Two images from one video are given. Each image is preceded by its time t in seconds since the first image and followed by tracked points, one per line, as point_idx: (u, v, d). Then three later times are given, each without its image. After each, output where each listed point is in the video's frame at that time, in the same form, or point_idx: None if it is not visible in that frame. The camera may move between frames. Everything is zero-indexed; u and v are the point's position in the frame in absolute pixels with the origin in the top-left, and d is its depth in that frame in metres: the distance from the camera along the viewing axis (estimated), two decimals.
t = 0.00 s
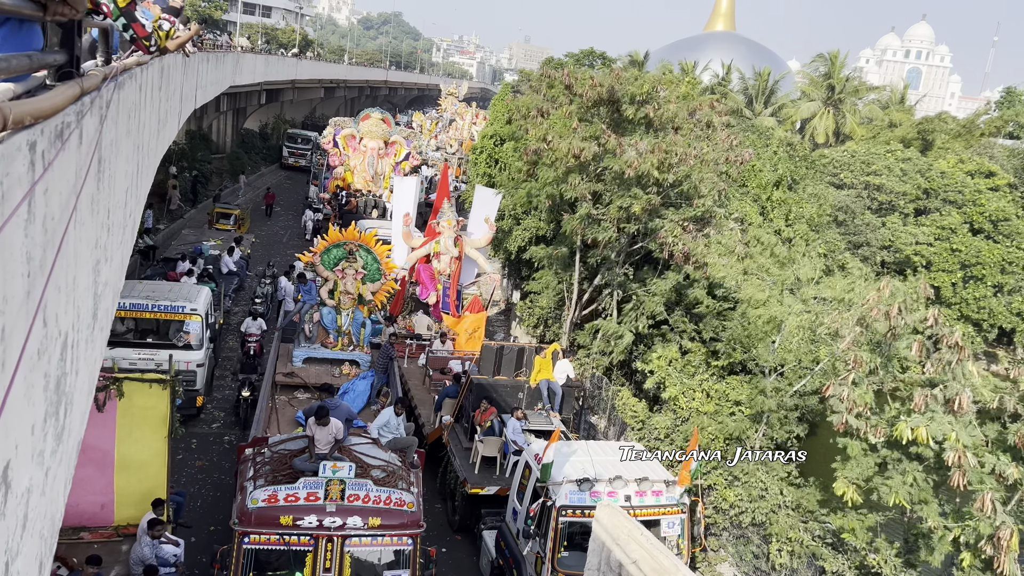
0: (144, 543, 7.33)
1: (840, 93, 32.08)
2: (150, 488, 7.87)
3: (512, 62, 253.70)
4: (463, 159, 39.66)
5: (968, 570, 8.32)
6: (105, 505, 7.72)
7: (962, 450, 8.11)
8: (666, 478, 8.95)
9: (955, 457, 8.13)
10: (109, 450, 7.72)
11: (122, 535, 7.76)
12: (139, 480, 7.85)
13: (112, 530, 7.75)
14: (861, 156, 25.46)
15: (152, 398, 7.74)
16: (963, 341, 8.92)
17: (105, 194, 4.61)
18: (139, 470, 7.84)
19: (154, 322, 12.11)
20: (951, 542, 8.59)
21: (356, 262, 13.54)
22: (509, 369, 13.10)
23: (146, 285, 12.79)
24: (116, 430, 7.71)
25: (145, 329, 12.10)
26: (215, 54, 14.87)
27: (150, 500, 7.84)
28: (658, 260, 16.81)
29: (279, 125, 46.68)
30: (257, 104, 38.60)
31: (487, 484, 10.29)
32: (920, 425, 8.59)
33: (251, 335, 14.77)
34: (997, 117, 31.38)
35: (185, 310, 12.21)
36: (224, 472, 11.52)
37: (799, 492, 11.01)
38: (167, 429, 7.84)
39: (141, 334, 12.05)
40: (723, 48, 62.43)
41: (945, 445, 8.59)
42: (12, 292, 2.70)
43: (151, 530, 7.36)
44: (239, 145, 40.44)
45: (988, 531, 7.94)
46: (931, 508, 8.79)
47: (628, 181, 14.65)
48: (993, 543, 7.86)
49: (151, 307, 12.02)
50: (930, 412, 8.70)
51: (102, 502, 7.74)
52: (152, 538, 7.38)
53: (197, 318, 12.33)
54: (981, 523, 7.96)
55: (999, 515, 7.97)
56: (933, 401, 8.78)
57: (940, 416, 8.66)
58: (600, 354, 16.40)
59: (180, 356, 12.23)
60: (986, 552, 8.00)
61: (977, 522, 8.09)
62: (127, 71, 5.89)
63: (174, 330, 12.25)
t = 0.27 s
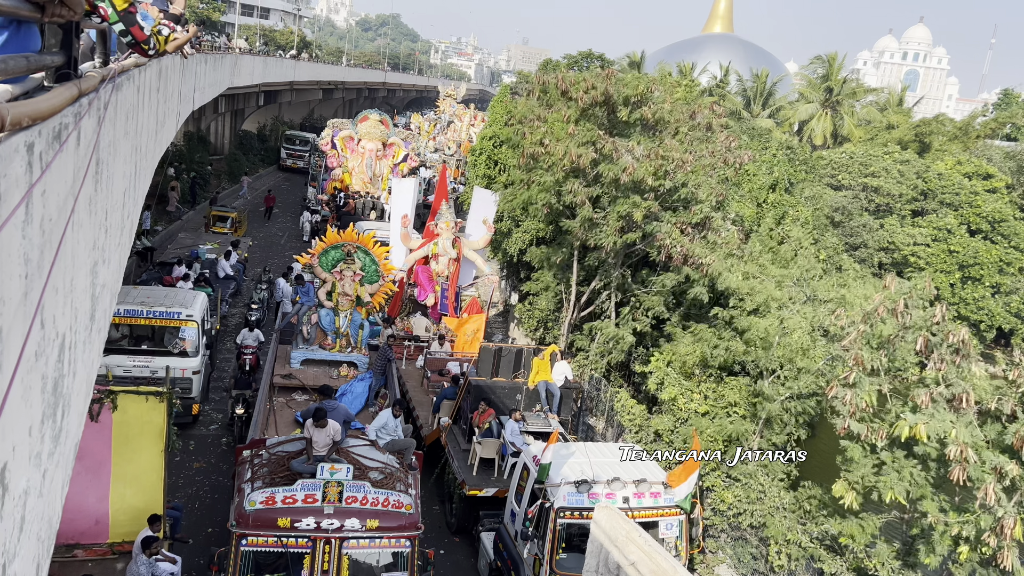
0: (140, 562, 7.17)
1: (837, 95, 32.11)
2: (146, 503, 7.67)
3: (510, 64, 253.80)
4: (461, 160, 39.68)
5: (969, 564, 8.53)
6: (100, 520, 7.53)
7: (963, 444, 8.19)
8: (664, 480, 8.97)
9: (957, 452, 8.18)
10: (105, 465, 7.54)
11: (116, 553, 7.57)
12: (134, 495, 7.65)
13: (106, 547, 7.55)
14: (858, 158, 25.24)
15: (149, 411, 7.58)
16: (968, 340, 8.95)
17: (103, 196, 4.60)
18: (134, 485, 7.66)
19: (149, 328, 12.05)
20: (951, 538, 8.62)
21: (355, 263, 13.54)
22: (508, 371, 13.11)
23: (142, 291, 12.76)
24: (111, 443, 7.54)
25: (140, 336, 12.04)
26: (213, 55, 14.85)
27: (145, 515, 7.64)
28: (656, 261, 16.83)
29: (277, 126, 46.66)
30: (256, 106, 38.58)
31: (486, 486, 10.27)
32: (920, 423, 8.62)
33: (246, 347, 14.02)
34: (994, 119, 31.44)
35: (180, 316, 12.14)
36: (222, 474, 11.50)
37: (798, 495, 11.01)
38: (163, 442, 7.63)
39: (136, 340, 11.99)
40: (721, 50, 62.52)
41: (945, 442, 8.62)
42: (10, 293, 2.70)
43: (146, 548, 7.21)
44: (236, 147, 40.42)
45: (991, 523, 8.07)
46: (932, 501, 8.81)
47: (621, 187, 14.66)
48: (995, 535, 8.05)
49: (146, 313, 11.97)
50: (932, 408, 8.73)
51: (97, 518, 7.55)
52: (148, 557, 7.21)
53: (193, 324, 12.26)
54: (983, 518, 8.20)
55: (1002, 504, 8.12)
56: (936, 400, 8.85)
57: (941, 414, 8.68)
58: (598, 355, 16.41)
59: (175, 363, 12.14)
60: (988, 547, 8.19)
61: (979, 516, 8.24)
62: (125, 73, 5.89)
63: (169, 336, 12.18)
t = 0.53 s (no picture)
0: None
1: (835, 97, 32.12)
2: (141, 519, 7.70)
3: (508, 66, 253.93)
4: (459, 162, 39.70)
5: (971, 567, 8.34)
6: (96, 536, 7.58)
7: (960, 441, 8.17)
8: (663, 481, 8.95)
9: (954, 450, 8.15)
10: (100, 480, 7.61)
11: (111, 571, 7.56)
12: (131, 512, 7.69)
13: (101, 564, 7.58)
14: (857, 160, 25.17)
15: (144, 426, 7.67)
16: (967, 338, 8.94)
17: (102, 198, 4.60)
18: (130, 502, 7.69)
19: (144, 336, 11.80)
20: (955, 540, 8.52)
21: (353, 266, 13.54)
22: (506, 372, 13.11)
23: (138, 297, 12.53)
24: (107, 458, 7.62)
25: (136, 344, 11.83)
26: (211, 57, 14.83)
27: (141, 532, 7.66)
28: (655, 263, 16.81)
29: (276, 128, 46.63)
30: (254, 108, 38.54)
31: (484, 488, 10.26)
32: (918, 418, 8.66)
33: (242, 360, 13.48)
34: (991, 121, 31.45)
35: (176, 323, 11.87)
36: (220, 477, 11.48)
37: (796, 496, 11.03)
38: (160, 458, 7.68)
39: (131, 348, 11.78)
40: (719, 52, 62.56)
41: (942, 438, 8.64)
42: (8, 295, 2.69)
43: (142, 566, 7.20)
44: (235, 149, 40.40)
45: (993, 527, 7.96)
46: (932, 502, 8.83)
47: (620, 190, 14.68)
48: (996, 538, 7.91)
49: (141, 320, 11.72)
50: (929, 406, 8.74)
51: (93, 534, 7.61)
52: None
53: (189, 332, 11.97)
54: (984, 520, 8.07)
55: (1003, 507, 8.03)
56: (933, 398, 8.84)
57: (937, 411, 8.67)
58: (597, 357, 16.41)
59: (171, 371, 11.83)
60: (988, 548, 8.04)
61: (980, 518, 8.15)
62: (124, 75, 5.88)
63: (165, 344, 11.92)
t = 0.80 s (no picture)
0: None
1: (834, 99, 32.17)
2: (139, 539, 7.27)
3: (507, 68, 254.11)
4: (458, 164, 39.72)
5: None
6: (90, 558, 7.13)
7: (952, 448, 8.13)
8: (662, 483, 8.96)
9: (944, 455, 8.11)
10: (94, 499, 7.15)
11: None
12: (127, 531, 7.26)
13: None
14: (854, 161, 25.57)
15: (142, 443, 7.24)
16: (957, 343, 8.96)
17: (101, 200, 4.61)
18: (126, 521, 7.26)
19: (140, 343, 11.54)
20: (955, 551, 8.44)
21: (352, 268, 13.53)
22: (506, 374, 13.11)
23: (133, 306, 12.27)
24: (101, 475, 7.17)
25: (131, 351, 11.51)
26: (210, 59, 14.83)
27: (139, 552, 7.24)
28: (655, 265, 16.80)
29: (275, 131, 46.68)
30: (253, 110, 38.57)
31: (483, 490, 10.27)
32: (911, 422, 8.60)
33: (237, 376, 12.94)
34: (988, 123, 31.51)
35: (173, 330, 11.64)
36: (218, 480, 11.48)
37: (794, 497, 11.05)
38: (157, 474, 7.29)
39: (127, 355, 11.47)
40: (718, 54, 62.62)
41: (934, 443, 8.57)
42: (7, 298, 2.70)
43: None
44: (234, 151, 40.43)
45: (990, 536, 7.91)
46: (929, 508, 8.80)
47: (617, 195, 14.70)
48: (995, 549, 7.87)
49: (137, 328, 11.47)
50: (921, 410, 8.75)
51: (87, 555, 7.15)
52: None
53: (186, 339, 11.74)
54: (982, 529, 7.99)
55: (1000, 518, 7.96)
56: (925, 400, 8.85)
57: (931, 414, 8.68)
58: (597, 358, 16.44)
59: (167, 380, 11.56)
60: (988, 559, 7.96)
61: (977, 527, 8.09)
62: (122, 78, 5.89)
63: (161, 351, 11.66)
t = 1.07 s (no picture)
0: None
1: (832, 100, 32.19)
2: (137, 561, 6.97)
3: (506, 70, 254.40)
4: (457, 166, 39.72)
5: None
6: None
7: (943, 452, 8.20)
8: (661, 484, 8.98)
9: (935, 460, 8.18)
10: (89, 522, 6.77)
11: None
12: (122, 552, 6.93)
13: None
14: (853, 162, 25.66)
15: (140, 460, 6.90)
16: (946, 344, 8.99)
17: (99, 202, 4.61)
18: (122, 542, 6.93)
19: (136, 352, 11.15)
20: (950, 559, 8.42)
21: (351, 270, 13.56)
22: (505, 376, 13.13)
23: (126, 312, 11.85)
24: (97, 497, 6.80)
25: (126, 361, 11.11)
26: (208, 62, 14.82)
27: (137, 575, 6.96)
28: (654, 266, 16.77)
29: (274, 133, 46.68)
30: (252, 113, 38.55)
31: (483, 492, 10.25)
32: (902, 427, 8.67)
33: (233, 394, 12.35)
34: (986, 123, 31.54)
35: (169, 339, 11.28)
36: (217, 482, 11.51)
37: (792, 499, 11.05)
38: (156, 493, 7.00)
39: (122, 365, 11.07)
40: (716, 55, 62.66)
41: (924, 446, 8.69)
42: (7, 301, 2.70)
43: None
44: (233, 154, 40.42)
45: (986, 545, 7.91)
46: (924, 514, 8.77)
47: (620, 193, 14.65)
48: (991, 561, 7.88)
49: (133, 337, 11.09)
50: (912, 414, 8.75)
51: None
52: None
53: (182, 348, 11.40)
54: (979, 537, 7.96)
55: (995, 528, 7.97)
56: (917, 403, 8.82)
57: (922, 419, 8.68)
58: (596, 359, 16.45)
59: (163, 390, 11.21)
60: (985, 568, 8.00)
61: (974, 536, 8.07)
62: (121, 80, 5.88)
63: (157, 360, 11.28)
